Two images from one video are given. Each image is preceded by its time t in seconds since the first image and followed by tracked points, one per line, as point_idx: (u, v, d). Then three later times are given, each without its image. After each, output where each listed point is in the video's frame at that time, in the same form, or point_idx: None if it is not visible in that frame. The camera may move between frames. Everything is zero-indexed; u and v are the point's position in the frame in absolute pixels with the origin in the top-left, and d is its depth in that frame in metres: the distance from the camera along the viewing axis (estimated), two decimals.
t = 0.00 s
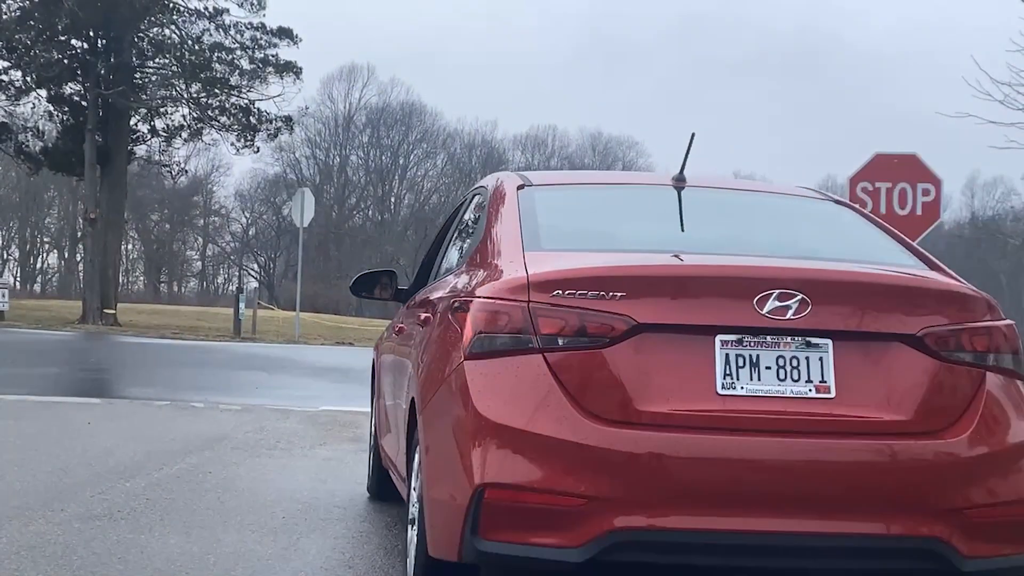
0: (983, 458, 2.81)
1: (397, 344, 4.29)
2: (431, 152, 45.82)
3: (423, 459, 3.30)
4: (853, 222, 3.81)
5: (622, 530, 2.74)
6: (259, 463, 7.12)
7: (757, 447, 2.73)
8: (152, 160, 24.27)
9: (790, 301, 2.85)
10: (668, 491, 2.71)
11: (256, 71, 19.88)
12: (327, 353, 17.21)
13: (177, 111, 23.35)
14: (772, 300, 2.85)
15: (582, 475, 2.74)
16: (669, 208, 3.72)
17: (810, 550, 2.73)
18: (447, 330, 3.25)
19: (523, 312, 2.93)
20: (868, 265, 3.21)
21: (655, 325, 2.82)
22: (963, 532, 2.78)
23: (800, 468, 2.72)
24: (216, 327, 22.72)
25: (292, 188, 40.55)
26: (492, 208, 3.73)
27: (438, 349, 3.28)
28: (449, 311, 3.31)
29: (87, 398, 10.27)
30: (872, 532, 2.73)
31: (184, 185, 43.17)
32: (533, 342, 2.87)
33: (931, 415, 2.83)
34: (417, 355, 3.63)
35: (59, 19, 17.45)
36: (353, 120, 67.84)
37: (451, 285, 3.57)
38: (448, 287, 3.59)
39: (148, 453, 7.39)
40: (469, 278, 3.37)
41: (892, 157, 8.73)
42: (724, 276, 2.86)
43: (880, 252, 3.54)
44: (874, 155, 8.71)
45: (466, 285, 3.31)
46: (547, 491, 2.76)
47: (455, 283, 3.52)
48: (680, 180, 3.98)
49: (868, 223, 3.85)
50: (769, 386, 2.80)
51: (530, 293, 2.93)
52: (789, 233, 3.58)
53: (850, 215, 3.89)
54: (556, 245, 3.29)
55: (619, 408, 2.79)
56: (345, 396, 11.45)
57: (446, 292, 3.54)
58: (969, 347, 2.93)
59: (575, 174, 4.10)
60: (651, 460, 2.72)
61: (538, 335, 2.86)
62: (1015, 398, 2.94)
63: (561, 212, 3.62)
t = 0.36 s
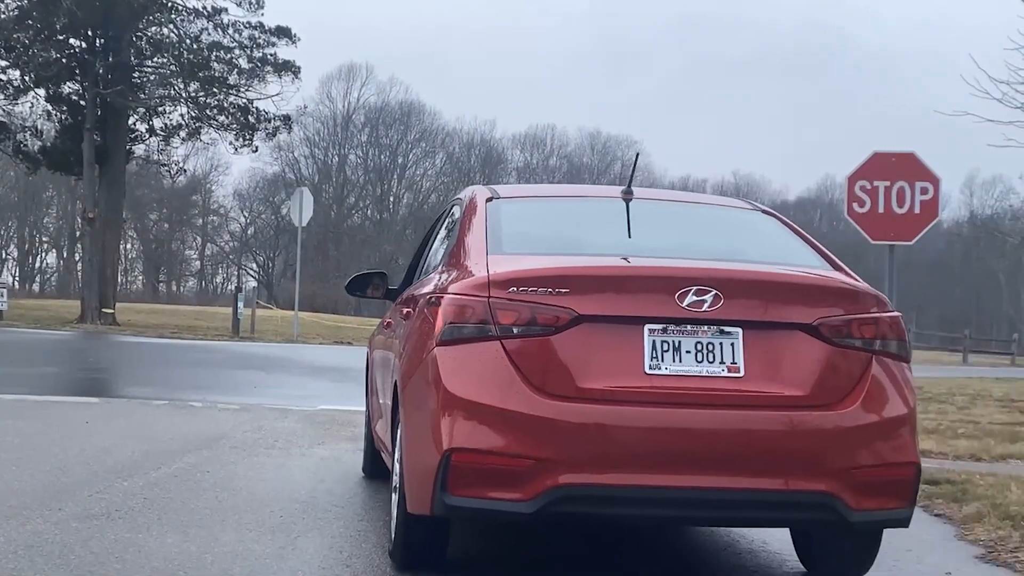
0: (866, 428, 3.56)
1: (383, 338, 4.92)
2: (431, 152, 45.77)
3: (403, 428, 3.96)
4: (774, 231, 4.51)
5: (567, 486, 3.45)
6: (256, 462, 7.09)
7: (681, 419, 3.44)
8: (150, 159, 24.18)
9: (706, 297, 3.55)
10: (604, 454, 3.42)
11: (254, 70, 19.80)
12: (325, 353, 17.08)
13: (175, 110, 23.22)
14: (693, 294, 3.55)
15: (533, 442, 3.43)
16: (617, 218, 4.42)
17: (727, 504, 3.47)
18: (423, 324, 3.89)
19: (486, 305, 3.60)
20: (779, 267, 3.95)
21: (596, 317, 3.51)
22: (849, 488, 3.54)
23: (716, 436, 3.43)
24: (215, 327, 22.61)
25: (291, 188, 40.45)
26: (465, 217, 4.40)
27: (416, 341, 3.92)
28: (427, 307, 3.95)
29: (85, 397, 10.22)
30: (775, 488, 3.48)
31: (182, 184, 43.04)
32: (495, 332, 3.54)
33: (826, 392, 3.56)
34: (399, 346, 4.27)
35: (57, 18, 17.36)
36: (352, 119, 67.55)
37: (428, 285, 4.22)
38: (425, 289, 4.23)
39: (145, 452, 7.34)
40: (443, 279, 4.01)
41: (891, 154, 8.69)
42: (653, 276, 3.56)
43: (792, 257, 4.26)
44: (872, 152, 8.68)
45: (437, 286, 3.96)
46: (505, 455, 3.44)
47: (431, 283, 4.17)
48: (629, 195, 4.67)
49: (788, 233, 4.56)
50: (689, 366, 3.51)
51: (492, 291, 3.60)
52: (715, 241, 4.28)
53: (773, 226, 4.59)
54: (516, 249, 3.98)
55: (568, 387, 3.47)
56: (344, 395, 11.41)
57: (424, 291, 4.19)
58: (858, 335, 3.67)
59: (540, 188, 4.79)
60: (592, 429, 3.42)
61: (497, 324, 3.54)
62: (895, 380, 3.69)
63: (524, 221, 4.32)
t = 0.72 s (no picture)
0: (787, 405, 4.00)
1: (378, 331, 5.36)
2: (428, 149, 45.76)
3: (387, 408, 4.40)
4: (719, 235, 4.95)
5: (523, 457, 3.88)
6: (253, 460, 7.07)
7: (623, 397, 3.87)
8: (148, 158, 24.16)
9: (647, 293, 3.99)
10: (557, 429, 3.84)
11: (252, 68, 19.76)
12: (323, 351, 17.04)
13: (172, 107, 23.16)
14: (636, 290, 3.98)
15: (498, 418, 3.86)
16: (581, 223, 4.87)
17: (658, 472, 3.89)
18: (408, 316, 4.33)
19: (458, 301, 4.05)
20: (717, 266, 4.39)
21: (553, 308, 3.94)
22: (770, 458, 3.96)
23: (653, 412, 3.86)
24: (211, 325, 22.53)
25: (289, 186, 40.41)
26: (446, 222, 4.89)
27: (402, 330, 4.36)
28: (411, 301, 4.39)
29: (82, 395, 10.20)
30: (703, 457, 3.90)
31: (179, 183, 42.93)
32: (465, 322, 3.99)
33: (751, 375, 3.99)
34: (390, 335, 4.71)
35: (54, 17, 17.28)
36: (349, 118, 67.39)
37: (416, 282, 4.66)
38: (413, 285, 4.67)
39: (143, 450, 7.33)
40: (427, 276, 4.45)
41: (888, 153, 8.70)
42: (603, 273, 3.99)
43: (733, 257, 4.70)
44: (869, 151, 8.68)
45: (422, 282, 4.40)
46: (470, 430, 3.88)
47: (418, 279, 4.60)
48: (590, 202, 5.12)
49: (732, 238, 5.00)
50: (632, 352, 3.95)
51: (463, 287, 4.05)
52: (665, 242, 4.72)
53: (719, 230, 5.03)
54: (489, 252, 4.40)
55: (525, 370, 3.91)
56: (341, 393, 11.40)
57: (412, 287, 4.63)
58: (782, 326, 4.11)
59: (514, 196, 5.26)
60: (546, 407, 3.85)
61: (468, 317, 3.98)
62: (815, 366, 4.12)
63: (496, 225, 4.78)
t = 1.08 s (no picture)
0: (732, 388, 4.55)
1: (375, 322, 5.87)
2: (426, 146, 45.71)
3: (380, 390, 4.95)
4: (679, 238, 5.48)
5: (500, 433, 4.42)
6: (252, 457, 7.07)
7: (586, 381, 4.41)
8: (146, 156, 24.16)
9: (609, 289, 4.51)
10: (529, 408, 4.38)
11: (250, 66, 19.79)
12: (322, 349, 17.00)
13: (171, 105, 23.15)
14: (599, 287, 4.51)
15: (477, 399, 4.39)
16: (555, 229, 5.39)
17: (618, 446, 4.44)
18: (400, 309, 4.84)
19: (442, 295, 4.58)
20: (673, 265, 4.92)
21: (527, 303, 4.46)
22: (716, 434, 4.52)
23: (612, 393, 4.40)
24: (210, 323, 22.49)
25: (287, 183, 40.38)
26: (434, 226, 5.41)
27: (394, 322, 4.88)
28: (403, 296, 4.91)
29: (80, 393, 10.19)
30: (657, 432, 4.45)
31: (178, 180, 42.86)
32: (449, 315, 4.52)
33: (700, 361, 4.54)
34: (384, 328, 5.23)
35: (52, 14, 17.23)
36: (348, 115, 67.24)
37: (407, 280, 5.17)
38: (405, 283, 5.19)
39: (142, 448, 7.32)
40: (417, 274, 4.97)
41: (888, 150, 8.70)
42: (569, 272, 4.51)
43: (689, 258, 5.22)
44: (869, 148, 8.68)
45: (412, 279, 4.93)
46: (452, 409, 4.41)
47: (410, 279, 5.12)
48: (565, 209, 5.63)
49: (691, 242, 5.53)
50: (596, 341, 4.48)
51: (446, 284, 4.57)
52: (629, 245, 5.24)
53: (680, 234, 5.56)
54: (474, 253, 4.90)
55: (501, 356, 4.45)
56: (340, 390, 11.41)
57: (404, 284, 5.15)
58: (729, 319, 4.65)
59: (497, 204, 5.75)
60: (520, 389, 4.38)
61: (451, 309, 4.51)
62: (758, 353, 4.67)
63: (478, 229, 5.30)
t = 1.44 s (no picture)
0: (694, 376, 4.97)
1: (374, 319, 6.30)
2: (426, 142, 45.61)
3: (376, 379, 5.37)
4: (652, 240, 5.92)
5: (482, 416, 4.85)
6: (253, 455, 7.05)
7: (560, 369, 4.84)
8: (146, 153, 24.11)
9: (582, 287, 4.93)
10: (509, 394, 4.81)
11: (251, 63, 19.75)
12: (322, 346, 16.97)
13: (170, 102, 23.08)
14: (573, 284, 4.92)
15: (462, 385, 4.82)
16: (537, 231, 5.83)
17: (590, 429, 4.87)
18: (394, 304, 5.28)
19: (431, 291, 5.02)
20: (643, 264, 5.35)
21: (508, 298, 4.89)
22: (679, 418, 4.95)
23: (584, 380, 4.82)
24: (211, 321, 22.48)
25: (287, 180, 40.31)
26: (427, 229, 5.86)
27: (389, 316, 5.31)
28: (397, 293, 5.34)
29: (81, 391, 10.17)
30: (625, 416, 4.88)
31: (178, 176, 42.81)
32: (437, 310, 4.95)
33: (665, 351, 4.97)
34: (381, 323, 5.66)
35: (53, 12, 17.18)
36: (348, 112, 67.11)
37: (403, 279, 5.61)
38: (400, 281, 5.62)
39: (143, 445, 7.30)
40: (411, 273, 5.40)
41: (888, 147, 8.68)
42: (546, 269, 4.93)
43: (659, 258, 5.67)
44: (870, 145, 8.66)
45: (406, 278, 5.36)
46: (439, 395, 4.84)
47: (405, 277, 5.56)
48: (547, 211, 6.06)
49: (663, 243, 5.98)
50: (570, 333, 4.90)
51: (436, 281, 5.00)
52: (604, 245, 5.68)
53: (653, 236, 6.00)
54: (461, 254, 5.32)
55: (484, 346, 4.88)
56: (341, 388, 11.40)
57: (400, 283, 5.58)
58: (692, 313, 5.08)
59: (486, 210, 6.19)
60: (500, 376, 4.81)
61: (439, 304, 4.94)
62: (718, 344, 5.10)
63: (465, 232, 5.74)
